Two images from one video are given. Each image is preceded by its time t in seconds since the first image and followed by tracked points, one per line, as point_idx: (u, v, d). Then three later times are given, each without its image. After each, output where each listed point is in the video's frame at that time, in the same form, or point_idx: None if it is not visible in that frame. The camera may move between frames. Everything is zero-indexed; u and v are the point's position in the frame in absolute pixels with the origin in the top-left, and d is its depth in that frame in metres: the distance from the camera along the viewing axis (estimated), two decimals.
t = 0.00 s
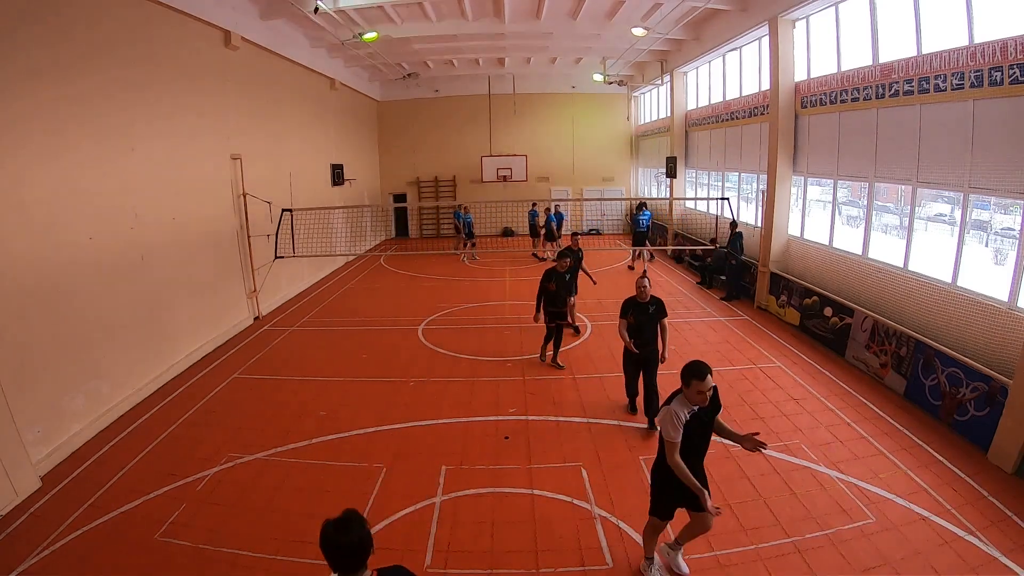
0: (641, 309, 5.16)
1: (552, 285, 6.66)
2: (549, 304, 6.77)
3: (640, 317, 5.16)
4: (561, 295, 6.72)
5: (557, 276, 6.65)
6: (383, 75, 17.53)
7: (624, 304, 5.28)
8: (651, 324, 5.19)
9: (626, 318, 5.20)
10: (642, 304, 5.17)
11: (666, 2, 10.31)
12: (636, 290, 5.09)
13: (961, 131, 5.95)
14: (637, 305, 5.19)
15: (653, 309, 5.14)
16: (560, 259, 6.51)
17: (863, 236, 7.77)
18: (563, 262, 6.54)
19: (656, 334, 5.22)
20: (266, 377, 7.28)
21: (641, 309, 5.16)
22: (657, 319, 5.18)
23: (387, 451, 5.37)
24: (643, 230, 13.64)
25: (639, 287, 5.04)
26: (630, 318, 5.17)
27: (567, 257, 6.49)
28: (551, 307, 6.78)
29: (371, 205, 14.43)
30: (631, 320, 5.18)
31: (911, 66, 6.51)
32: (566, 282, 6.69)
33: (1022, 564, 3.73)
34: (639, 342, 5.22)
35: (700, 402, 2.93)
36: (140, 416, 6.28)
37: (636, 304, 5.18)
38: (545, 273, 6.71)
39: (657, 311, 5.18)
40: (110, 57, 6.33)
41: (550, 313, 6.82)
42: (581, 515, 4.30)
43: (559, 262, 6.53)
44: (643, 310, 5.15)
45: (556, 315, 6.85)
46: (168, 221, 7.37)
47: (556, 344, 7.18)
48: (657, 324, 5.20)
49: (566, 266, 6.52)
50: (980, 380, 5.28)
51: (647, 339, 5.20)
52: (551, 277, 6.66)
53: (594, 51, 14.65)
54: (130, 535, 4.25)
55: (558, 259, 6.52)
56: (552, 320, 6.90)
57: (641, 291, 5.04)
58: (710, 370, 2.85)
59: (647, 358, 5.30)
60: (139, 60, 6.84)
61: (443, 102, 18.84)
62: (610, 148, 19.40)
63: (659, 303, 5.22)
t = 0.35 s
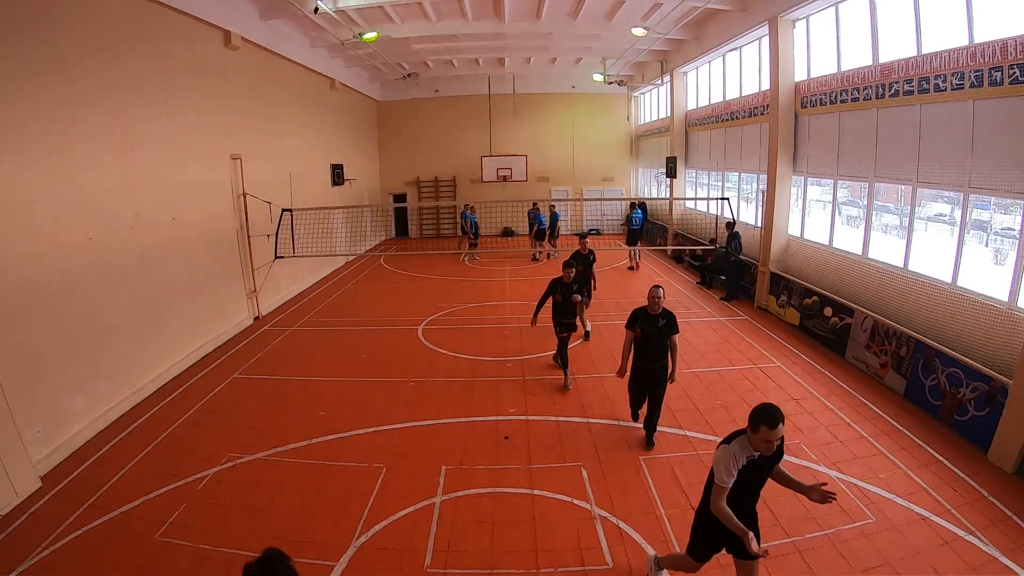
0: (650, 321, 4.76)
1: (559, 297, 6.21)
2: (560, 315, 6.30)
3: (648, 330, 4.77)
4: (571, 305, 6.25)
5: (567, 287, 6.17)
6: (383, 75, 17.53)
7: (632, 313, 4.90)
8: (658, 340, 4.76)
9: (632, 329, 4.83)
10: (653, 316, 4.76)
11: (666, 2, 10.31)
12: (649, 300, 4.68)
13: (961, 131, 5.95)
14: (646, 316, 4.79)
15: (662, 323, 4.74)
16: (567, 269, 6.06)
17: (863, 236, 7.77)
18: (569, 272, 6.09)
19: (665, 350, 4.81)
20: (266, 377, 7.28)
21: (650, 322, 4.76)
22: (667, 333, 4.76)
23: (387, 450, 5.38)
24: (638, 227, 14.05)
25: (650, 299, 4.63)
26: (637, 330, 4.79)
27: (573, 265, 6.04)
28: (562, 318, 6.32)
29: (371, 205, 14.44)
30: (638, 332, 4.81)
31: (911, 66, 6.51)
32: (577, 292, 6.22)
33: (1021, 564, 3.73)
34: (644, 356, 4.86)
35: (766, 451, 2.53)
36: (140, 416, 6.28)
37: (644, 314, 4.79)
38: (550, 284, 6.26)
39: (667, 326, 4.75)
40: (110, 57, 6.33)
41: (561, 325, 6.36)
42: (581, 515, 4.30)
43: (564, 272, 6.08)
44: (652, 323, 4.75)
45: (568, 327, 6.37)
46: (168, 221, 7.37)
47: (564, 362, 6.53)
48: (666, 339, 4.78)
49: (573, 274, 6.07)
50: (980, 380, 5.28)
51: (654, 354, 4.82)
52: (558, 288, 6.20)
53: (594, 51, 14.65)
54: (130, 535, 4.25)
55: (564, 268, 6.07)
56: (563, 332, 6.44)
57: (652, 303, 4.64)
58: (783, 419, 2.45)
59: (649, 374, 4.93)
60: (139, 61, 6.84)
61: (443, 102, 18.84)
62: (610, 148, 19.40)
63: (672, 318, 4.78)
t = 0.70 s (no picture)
0: (652, 340, 4.30)
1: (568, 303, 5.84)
2: (567, 323, 5.93)
3: (649, 349, 4.33)
4: (581, 312, 5.88)
5: (577, 292, 5.80)
6: (383, 75, 17.54)
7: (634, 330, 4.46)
8: (660, 360, 4.33)
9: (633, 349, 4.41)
10: (655, 336, 4.29)
11: (666, 2, 10.30)
12: (649, 317, 4.21)
13: (961, 131, 5.95)
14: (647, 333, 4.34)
15: (665, 343, 4.28)
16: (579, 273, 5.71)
17: (863, 236, 7.77)
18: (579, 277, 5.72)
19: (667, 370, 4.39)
20: (266, 377, 7.28)
21: (652, 341, 4.30)
22: (670, 352, 4.32)
23: (387, 450, 5.38)
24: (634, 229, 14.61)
25: (651, 316, 4.18)
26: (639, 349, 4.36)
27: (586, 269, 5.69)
28: (570, 326, 5.95)
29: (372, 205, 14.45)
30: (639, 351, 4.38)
31: (911, 66, 6.51)
32: (587, 298, 5.84)
33: (1021, 564, 3.73)
34: (644, 377, 4.43)
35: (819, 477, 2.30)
36: (140, 416, 6.28)
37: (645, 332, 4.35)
38: (557, 290, 5.89)
39: (671, 345, 4.31)
40: (111, 57, 6.34)
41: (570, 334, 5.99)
42: (581, 515, 4.31)
43: (575, 276, 5.72)
44: (653, 342, 4.29)
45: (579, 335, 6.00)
46: (168, 221, 7.37)
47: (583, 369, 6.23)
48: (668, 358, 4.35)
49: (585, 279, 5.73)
50: (980, 380, 5.28)
51: (655, 374, 4.40)
52: (566, 293, 5.83)
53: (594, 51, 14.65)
54: (130, 535, 4.25)
55: (575, 273, 5.72)
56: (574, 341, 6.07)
57: (654, 321, 4.18)
58: (845, 444, 2.21)
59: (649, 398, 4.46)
60: (139, 61, 6.84)
61: (443, 102, 18.84)
62: (610, 148, 19.40)
63: (677, 336, 4.33)
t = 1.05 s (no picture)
0: (652, 354, 3.93)
1: (584, 315, 5.45)
2: (583, 337, 5.52)
3: (649, 365, 3.95)
4: (598, 326, 5.48)
5: (594, 304, 5.40)
6: (383, 75, 17.54)
7: (631, 344, 4.06)
8: (662, 375, 3.95)
9: (632, 365, 4.01)
10: (655, 348, 3.92)
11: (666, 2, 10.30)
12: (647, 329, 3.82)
13: (961, 131, 5.95)
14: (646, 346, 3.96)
15: (666, 356, 3.91)
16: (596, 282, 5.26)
17: (863, 236, 7.76)
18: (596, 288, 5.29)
19: (670, 385, 4.01)
20: (266, 378, 7.27)
21: (651, 354, 3.93)
22: (672, 366, 3.95)
23: (387, 450, 5.38)
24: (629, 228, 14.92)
25: (647, 328, 3.77)
26: (638, 366, 3.97)
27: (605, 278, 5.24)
28: (587, 340, 5.54)
29: (371, 205, 14.45)
30: (639, 368, 3.99)
31: (911, 66, 6.51)
32: (603, 309, 5.44)
33: (1021, 564, 3.73)
34: (646, 395, 4.05)
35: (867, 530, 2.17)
36: (140, 416, 6.28)
37: (644, 345, 3.96)
38: (573, 300, 5.50)
39: (673, 358, 3.94)
40: (110, 57, 6.34)
41: (586, 349, 5.59)
42: (581, 514, 4.31)
43: (592, 288, 5.27)
44: (653, 356, 3.92)
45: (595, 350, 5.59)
46: (168, 221, 7.37)
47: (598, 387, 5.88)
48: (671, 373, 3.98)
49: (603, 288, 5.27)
50: (980, 380, 5.28)
51: (658, 392, 4.02)
52: (582, 304, 5.44)
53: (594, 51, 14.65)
54: (130, 535, 4.25)
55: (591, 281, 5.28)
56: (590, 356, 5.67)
57: (653, 334, 3.79)
58: (895, 491, 2.08)
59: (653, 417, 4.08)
60: (139, 61, 6.84)
61: (443, 102, 18.84)
62: (610, 148, 19.40)
63: (678, 347, 3.95)
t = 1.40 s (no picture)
0: (658, 381, 3.61)
1: (597, 327, 5.00)
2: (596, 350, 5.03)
3: (654, 393, 3.62)
4: (612, 339, 5.01)
5: (608, 315, 4.97)
6: (383, 75, 17.54)
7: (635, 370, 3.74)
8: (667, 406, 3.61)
9: (635, 392, 3.68)
10: (662, 375, 3.60)
11: (666, 2, 10.30)
12: (656, 352, 3.52)
13: (961, 131, 5.95)
14: (652, 373, 3.63)
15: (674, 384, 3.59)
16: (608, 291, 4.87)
17: (863, 236, 7.77)
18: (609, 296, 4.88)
19: (674, 417, 3.67)
20: (266, 377, 7.28)
21: (658, 381, 3.60)
22: (678, 397, 3.63)
23: (387, 450, 5.38)
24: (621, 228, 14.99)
25: (658, 351, 3.48)
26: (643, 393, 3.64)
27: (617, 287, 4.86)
28: (601, 355, 5.05)
29: (371, 205, 14.44)
30: (643, 395, 3.66)
31: (911, 66, 6.51)
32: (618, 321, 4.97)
33: (1021, 564, 3.73)
34: (649, 426, 3.69)
35: None
36: (140, 416, 6.28)
37: (649, 371, 3.64)
38: (585, 313, 5.08)
39: (680, 388, 3.62)
40: (110, 57, 6.34)
41: (600, 365, 5.12)
42: (581, 515, 4.31)
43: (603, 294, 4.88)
44: (659, 383, 3.60)
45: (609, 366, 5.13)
46: (168, 221, 7.37)
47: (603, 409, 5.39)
48: (677, 404, 3.65)
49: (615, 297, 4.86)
50: (980, 380, 5.28)
51: (661, 423, 3.67)
52: (595, 316, 5.01)
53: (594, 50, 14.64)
54: (130, 535, 4.25)
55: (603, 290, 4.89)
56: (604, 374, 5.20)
57: (660, 356, 3.48)
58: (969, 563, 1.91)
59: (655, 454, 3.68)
60: (139, 61, 6.84)
61: (443, 102, 18.84)
62: (610, 148, 19.40)
63: (686, 377, 3.63)
